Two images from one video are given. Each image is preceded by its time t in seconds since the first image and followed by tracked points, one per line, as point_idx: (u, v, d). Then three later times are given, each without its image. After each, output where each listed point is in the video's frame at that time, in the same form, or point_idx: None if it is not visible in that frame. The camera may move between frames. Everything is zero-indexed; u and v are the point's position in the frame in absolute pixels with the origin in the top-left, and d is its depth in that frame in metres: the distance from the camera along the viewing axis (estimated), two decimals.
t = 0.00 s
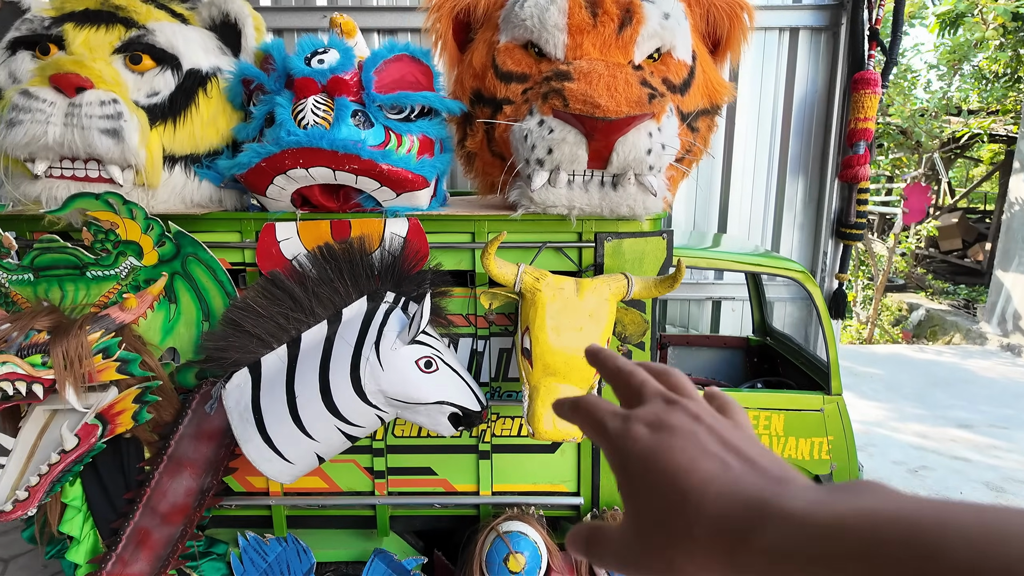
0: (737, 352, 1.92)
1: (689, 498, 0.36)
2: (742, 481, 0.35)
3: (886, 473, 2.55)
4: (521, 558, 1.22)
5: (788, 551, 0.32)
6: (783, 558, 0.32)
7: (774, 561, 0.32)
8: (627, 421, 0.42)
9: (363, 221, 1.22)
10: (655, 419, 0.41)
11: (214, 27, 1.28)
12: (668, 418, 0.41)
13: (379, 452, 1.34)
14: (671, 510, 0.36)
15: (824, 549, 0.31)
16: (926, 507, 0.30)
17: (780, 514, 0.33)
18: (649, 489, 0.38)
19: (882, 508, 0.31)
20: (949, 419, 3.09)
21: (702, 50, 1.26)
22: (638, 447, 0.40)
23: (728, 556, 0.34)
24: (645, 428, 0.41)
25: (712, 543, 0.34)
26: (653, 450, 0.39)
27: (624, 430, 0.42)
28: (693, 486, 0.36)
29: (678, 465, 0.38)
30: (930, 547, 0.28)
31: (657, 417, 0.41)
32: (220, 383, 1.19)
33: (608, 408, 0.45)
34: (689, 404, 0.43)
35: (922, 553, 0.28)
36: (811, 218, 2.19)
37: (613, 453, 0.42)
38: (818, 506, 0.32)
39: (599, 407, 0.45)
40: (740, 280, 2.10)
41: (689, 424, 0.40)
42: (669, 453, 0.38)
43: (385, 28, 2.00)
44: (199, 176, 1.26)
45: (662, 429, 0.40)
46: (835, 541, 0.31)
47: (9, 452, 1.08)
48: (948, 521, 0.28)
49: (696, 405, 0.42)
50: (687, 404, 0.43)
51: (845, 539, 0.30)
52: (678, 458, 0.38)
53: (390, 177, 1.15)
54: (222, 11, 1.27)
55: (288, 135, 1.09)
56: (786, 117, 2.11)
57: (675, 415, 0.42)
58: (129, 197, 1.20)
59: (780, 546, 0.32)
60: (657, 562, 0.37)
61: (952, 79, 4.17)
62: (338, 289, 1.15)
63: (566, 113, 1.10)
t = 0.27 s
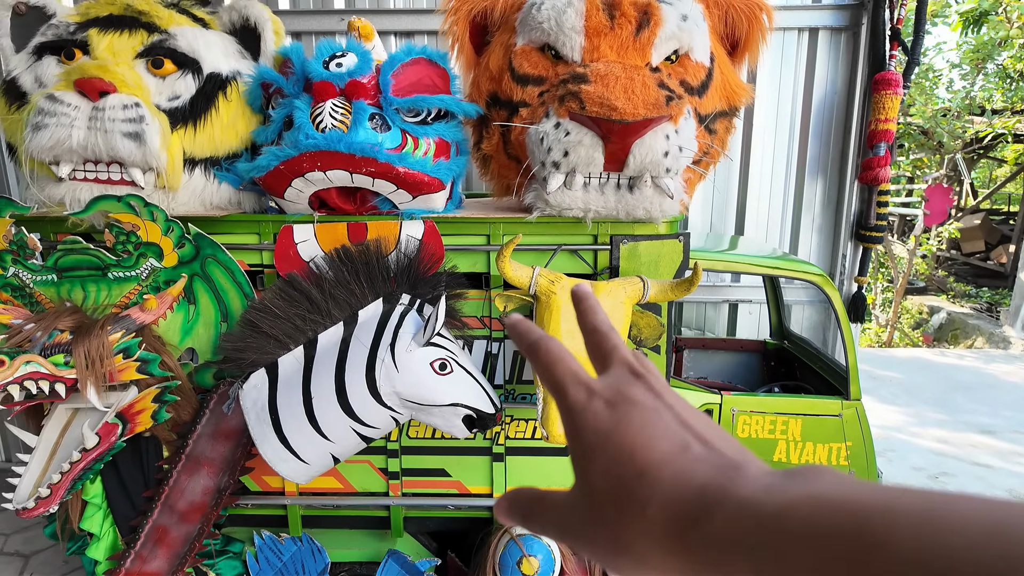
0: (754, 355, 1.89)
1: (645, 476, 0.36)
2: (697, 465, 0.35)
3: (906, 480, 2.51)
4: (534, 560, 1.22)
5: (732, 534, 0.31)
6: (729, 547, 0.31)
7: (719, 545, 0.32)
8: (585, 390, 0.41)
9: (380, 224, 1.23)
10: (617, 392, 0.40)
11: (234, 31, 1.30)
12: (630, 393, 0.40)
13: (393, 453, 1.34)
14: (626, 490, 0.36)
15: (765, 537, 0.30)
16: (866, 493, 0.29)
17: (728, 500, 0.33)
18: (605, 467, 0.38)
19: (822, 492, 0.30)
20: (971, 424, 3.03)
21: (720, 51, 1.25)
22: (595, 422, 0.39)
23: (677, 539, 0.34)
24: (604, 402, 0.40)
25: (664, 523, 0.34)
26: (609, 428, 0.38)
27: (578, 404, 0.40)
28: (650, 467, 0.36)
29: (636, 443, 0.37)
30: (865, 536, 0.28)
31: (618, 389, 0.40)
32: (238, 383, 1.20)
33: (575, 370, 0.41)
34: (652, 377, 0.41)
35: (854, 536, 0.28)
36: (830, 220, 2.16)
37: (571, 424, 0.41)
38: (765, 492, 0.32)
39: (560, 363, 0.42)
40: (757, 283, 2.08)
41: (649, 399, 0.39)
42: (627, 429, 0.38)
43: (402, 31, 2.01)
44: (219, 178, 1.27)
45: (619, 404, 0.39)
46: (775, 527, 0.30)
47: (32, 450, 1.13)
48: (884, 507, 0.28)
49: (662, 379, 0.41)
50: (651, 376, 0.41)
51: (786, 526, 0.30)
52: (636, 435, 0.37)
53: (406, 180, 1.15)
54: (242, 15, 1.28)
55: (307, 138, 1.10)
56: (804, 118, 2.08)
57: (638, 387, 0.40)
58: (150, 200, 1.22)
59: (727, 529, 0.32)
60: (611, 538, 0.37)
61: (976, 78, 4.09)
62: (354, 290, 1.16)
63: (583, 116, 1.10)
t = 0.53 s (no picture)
0: (758, 358, 1.87)
1: (696, 467, 0.34)
2: (756, 460, 0.33)
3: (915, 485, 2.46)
4: (531, 567, 1.20)
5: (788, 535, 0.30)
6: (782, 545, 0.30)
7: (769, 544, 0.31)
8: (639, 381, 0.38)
9: (376, 225, 1.21)
10: (671, 383, 0.38)
11: (231, 31, 1.29)
12: (685, 384, 0.38)
13: (390, 457, 1.33)
14: (677, 480, 0.35)
15: (831, 538, 0.29)
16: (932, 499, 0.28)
17: (786, 500, 0.31)
18: (655, 454, 0.36)
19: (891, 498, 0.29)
20: (982, 429, 2.98)
21: (722, 49, 1.23)
22: (646, 411, 0.37)
23: (728, 536, 0.32)
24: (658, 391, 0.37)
25: (713, 517, 0.33)
26: (663, 416, 0.36)
27: (631, 391, 0.38)
28: (706, 458, 0.34)
29: (692, 432, 0.35)
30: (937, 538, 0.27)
31: (672, 380, 0.38)
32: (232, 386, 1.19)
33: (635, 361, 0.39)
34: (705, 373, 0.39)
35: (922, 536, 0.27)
36: (837, 221, 2.13)
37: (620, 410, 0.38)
38: (828, 494, 0.31)
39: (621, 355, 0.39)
40: (762, 285, 2.05)
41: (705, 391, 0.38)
42: (682, 418, 0.36)
43: (403, 30, 2.00)
44: (214, 179, 1.26)
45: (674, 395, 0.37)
46: (836, 528, 0.29)
47: (26, 453, 1.13)
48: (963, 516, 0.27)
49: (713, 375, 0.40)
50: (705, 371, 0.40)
51: (855, 531, 0.29)
52: (691, 425, 0.35)
53: (401, 181, 1.13)
54: (239, 15, 1.27)
55: (300, 139, 1.09)
56: (811, 117, 2.05)
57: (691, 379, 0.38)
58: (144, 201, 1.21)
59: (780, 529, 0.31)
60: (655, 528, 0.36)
61: (988, 77, 4.03)
62: (349, 293, 1.14)
63: (580, 115, 1.08)
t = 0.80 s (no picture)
0: (761, 361, 1.83)
1: (717, 513, 0.31)
2: (779, 497, 0.31)
3: (921, 490, 2.42)
4: None
5: None
6: None
7: None
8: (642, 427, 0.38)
9: (365, 225, 1.18)
10: (675, 425, 0.36)
11: (218, 26, 1.25)
12: (692, 426, 0.36)
13: (382, 464, 1.29)
14: (695, 529, 0.32)
15: None
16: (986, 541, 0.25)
17: (818, 542, 0.28)
18: (667, 500, 0.33)
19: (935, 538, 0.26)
20: (989, 432, 2.93)
21: (723, 44, 1.19)
22: (654, 450, 0.35)
23: None
24: (662, 432, 0.36)
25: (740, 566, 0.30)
26: (672, 456, 0.34)
27: (640, 431, 0.37)
28: (725, 499, 0.32)
29: (704, 474, 0.33)
30: None
31: (677, 423, 0.37)
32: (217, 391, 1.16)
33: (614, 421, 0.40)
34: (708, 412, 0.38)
35: None
36: (842, 221, 2.09)
37: (627, 460, 0.37)
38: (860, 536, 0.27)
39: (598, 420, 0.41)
40: (765, 287, 2.01)
41: (715, 431, 0.35)
42: (690, 457, 0.34)
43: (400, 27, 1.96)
44: (200, 178, 1.23)
45: (684, 437, 0.35)
46: None
47: (4, 458, 1.08)
48: None
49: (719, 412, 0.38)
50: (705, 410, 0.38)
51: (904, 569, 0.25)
52: (706, 466, 0.33)
53: (391, 180, 1.10)
54: (226, 10, 1.23)
55: (286, 136, 1.05)
56: (815, 116, 2.01)
57: (697, 419, 0.37)
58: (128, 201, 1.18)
59: None
60: None
61: (994, 76, 3.98)
62: (337, 295, 1.10)
63: (576, 111, 1.04)
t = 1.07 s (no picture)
0: (771, 367, 1.77)
1: (628, 505, 0.34)
2: (683, 485, 0.34)
3: (932, 498, 2.36)
4: None
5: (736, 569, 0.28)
6: None
7: None
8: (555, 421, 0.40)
9: (361, 226, 1.13)
10: (585, 417, 0.39)
11: (208, 18, 1.20)
12: (601, 418, 0.39)
13: (379, 475, 1.24)
14: (606, 520, 0.35)
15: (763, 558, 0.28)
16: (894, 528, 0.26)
17: (726, 528, 0.30)
18: (580, 496, 0.36)
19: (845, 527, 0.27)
20: (999, 437, 2.87)
21: (736, 36, 1.14)
22: (563, 443, 0.38)
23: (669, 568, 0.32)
24: (574, 426, 0.39)
25: (655, 557, 0.32)
26: (583, 451, 0.37)
27: (549, 427, 0.40)
28: (631, 491, 0.34)
29: (611, 467, 0.36)
30: None
31: (587, 414, 0.39)
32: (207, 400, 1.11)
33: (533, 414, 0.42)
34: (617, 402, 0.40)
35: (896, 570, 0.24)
36: (853, 222, 2.03)
37: (544, 456, 0.39)
38: (771, 524, 0.29)
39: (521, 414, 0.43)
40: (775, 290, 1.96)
41: (622, 421, 0.38)
42: (600, 452, 0.36)
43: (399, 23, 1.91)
44: (189, 177, 1.17)
45: (593, 431, 0.38)
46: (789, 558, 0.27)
47: None
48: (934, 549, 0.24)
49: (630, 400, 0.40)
50: (614, 398, 0.41)
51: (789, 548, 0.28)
52: (612, 459, 0.36)
53: (388, 178, 1.05)
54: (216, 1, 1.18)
55: (278, 132, 1.00)
56: (826, 114, 1.95)
57: (607, 410, 0.39)
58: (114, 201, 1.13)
59: (726, 562, 0.29)
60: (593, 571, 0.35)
61: (1003, 74, 3.92)
62: (331, 299, 1.05)
63: (581, 106, 0.98)
